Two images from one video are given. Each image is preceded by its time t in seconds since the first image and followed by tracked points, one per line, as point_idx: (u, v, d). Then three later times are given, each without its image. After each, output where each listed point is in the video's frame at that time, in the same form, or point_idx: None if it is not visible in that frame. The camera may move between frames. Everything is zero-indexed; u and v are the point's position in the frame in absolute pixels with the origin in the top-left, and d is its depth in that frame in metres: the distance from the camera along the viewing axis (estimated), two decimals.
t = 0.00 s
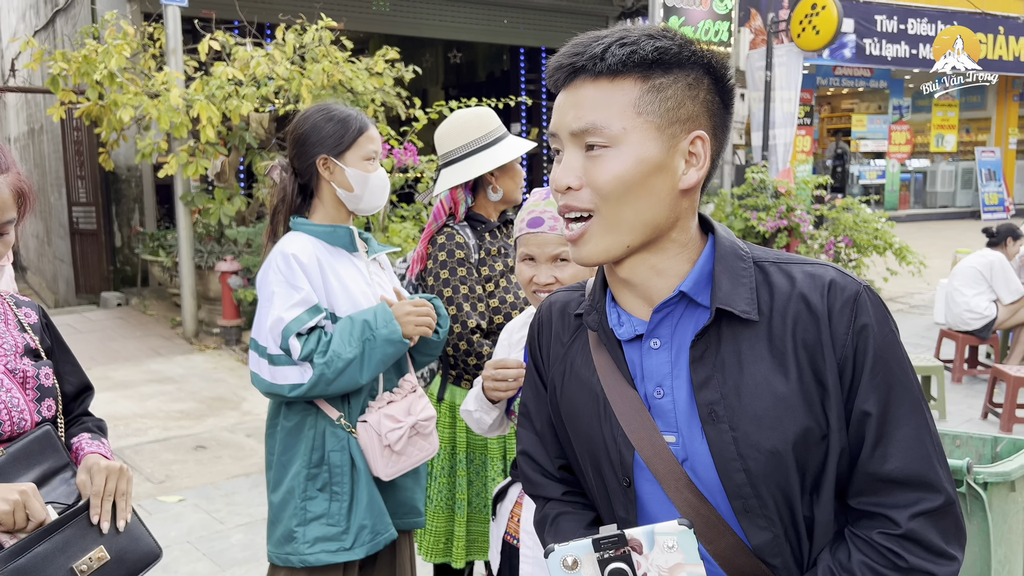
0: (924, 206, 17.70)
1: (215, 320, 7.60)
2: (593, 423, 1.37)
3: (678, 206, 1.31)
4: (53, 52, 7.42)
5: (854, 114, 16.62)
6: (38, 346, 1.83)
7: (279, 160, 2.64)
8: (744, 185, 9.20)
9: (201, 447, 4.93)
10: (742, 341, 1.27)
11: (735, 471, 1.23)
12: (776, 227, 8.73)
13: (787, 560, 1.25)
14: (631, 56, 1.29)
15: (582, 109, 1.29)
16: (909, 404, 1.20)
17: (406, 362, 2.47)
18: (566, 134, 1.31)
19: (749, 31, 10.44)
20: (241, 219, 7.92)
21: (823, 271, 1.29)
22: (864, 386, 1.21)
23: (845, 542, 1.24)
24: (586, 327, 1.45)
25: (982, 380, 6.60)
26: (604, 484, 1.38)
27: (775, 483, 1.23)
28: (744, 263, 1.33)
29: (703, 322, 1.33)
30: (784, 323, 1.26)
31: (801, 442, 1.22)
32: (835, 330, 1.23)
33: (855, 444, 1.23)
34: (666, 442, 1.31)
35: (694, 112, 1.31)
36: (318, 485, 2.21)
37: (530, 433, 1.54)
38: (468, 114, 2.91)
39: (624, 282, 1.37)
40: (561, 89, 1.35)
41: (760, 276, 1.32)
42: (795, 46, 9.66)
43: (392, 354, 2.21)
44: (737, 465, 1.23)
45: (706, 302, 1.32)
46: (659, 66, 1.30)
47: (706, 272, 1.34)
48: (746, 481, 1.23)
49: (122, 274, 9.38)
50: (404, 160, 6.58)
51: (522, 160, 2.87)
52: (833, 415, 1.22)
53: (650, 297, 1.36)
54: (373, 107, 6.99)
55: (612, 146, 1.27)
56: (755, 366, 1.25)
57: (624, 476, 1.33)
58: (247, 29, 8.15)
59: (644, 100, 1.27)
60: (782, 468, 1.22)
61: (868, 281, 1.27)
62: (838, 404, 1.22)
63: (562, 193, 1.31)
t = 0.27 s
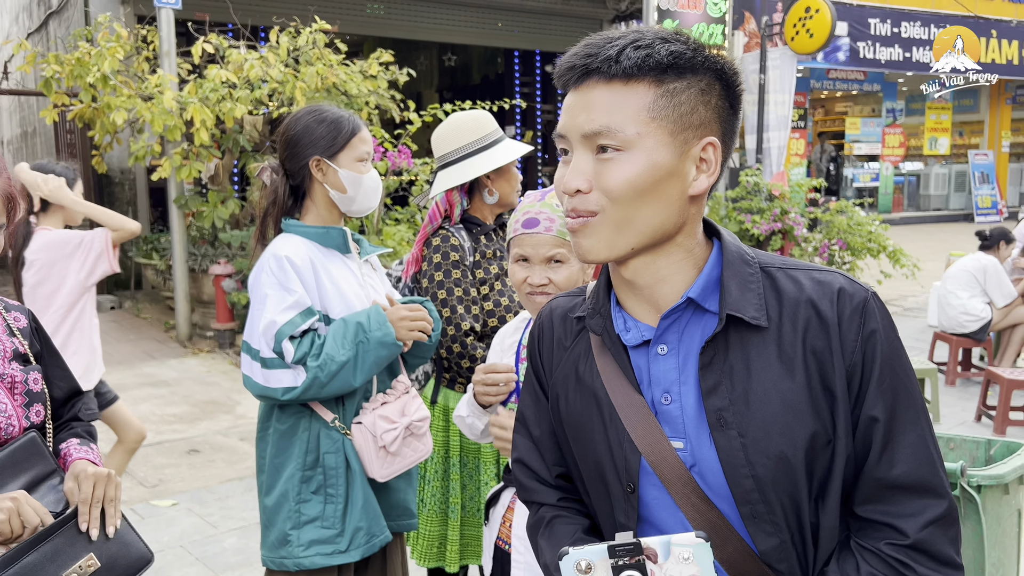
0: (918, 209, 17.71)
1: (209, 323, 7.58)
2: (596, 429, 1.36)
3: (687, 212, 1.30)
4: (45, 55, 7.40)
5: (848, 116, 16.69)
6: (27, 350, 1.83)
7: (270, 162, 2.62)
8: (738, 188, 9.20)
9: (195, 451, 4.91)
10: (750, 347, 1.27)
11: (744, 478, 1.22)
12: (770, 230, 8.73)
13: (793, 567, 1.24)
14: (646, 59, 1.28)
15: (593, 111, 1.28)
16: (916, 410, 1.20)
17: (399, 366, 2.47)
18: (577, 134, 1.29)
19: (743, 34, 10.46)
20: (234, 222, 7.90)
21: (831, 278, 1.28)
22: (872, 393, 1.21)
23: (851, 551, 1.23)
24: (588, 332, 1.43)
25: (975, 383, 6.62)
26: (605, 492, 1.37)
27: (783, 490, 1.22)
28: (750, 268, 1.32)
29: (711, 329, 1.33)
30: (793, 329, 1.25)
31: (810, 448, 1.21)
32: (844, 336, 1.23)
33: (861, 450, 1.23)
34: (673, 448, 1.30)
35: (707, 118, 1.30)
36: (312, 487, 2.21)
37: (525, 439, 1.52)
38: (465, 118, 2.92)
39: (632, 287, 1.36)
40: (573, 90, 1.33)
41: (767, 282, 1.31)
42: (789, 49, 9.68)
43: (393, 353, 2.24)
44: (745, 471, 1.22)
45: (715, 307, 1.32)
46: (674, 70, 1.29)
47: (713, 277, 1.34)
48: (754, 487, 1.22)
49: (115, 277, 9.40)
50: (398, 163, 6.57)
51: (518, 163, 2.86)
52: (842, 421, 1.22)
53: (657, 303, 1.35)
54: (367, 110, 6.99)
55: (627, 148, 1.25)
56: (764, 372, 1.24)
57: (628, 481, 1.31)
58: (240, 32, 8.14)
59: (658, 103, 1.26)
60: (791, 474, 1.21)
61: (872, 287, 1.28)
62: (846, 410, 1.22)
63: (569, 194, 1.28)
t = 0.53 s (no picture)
0: (911, 210, 17.80)
1: (203, 323, 7.57)
2: (596, 428, 1.36)
3: (695, 213, 1.30)
4: (39, 54, 7.38)
5: (843, 118, 16.72)
6: (16, 352, 1.82)
7: (257, 163, 2.58)
8: (733, 189, 9.20)
9: (189, 451, 4.90)
10: (751, 349, 1.27)
11: (743, 480, 1.22)
12: (765, 231, 8.73)
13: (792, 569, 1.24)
14: (665, 60, 1.27)
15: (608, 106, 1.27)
16: (917, 414, 1.20)
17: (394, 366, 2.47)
18: (592, 132, 1.28)
19: (738, 35, 10.48)
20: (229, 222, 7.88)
21: (835, 280, 1.28)
22: (872, 396, 1.20)
23: (852, 556, 1.22)
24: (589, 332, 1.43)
25: (969, 384, 6.64)
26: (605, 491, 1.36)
27: (783, 490, 1.21)
28: (751, 269, 1.32)
29: (711, 330, 1.32)
30: (794, 331, 1.25)
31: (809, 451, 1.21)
32: (843, 338, 1.23)
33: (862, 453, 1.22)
34: (673, 448, 1.29)
35: (720, 122, 1.30)
36: (311, 490, 2.20)
37: (525, 438, 1.51)
38: (461, 117, 2.93)
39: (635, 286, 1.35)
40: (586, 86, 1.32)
41: (769, 284, 1.31)
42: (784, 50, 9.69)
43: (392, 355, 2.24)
44: (744, 472, 1.22)
45: (715, 308, 1.32)
46: (690, 73, 1.28)
47: (714, 279, 1.34)
48: (753, 488, 1.22)
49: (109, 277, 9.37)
50: (393, 163, 6.57)
51: (513, 163, 2.85)
52: (842, 423, 1.22)
53: (659, 303, 1.35)
54: (362, 110, 6.98)
55: (641, 148, 1.25)
56: (763, 373, 1.24)
57: (626, 481, 1.31)
58: (235, 32, 8.12)
59: (674, 104, 1.25)
60: (789, 475, 1.21)
61: (874, 290, 1.28)
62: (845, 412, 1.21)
63: (579, 192, 1.28)
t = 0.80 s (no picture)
0: (905, 210, 17.86)
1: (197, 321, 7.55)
2: (594, 425, 1.35)
3: (702, 211, 1.30)
4: (32, 50, 7.35)
5: (837, 117, 16.73)
6: (6, 349, 1.82)
7: (251, 158, 2.59)
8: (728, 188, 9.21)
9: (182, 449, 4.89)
10: (752, 349, 1.26)
11: (743, 480, 1.22)
12: (759, 229, 8.74)
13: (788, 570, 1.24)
14: (686, 53, 1.26)
15: (627, 94, 1.26)
16: (921, 418, 1.19)
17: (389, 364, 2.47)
18: (607, 121, 1.27)
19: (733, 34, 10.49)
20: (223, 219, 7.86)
21: (841, 283, 1.27)
22: (875, 399, 1.20)
23: (853, 557, 1.22)
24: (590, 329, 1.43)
25: (962, 382, 6.65)
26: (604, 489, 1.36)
27: (781, 491, 1.21)
28: (755, 269, 1.32)
29: (713, 328, 1.32)
30: (797, 333, 1.25)
31: (809, 452, 1.21)
32: (847, 341, 1.22)
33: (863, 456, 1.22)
34: (671, 447, 1.29)
35: (733, 121, 1.30)
36: (304, 487, 2.20)
37: (527, 434, 1.51)
38: (456, 116, 2.93)
39: (639, 281, 1.35)
40: (600, 75, 1.31)
41: (772, 284, 1.31)
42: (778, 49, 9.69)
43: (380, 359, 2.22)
44: (743, 472, 1.22)
45: (718, 307, 1.32)
46: (709, 68, 1.28)
47: (717, 278, 1.34)
48: (751, 488, 1.22)
49: (102, 275, 9.33)
50: (387, 161, 6.56)
51: (508, 160, 2.85)
52: (843, 425, 1.21)
53: (663, 301, 1.35)
54: (356, 108, 6.96)
55: (654, 140, 1.24)
56: (764, 372, 1.24)
57: (625, 479, 1.31)
58: (229, 28, 8.09)
59: (691, 98, 1.25)
60: (789, 476, 1.21)
61: (880, 293, 1.27)
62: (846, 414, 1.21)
63: (591, 178, 1.26)
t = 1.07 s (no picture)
0: (898, 207, 17.90)
1: (189, 315, 7.52)
2: (595, 425, 1.33)
3: (704, 204, 1.29)
4: (23, 42, 7.30)
5: (831, 114, 16.75)
6: None
7: (239, 153, 2.52)
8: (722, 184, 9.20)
9: (174, 444, 4.87)
10: (755, 346, 1.25)
11: (749, 478, 1.21)
12: (753, 226, 8.73)
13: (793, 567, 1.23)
14: (689, 44, 1.25)
15: (631, 83, 1.25)
16: (926, 410, 1.20)
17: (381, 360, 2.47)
18: (612, 112, 1.26)
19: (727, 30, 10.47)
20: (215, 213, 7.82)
21: (841, 276, 1.27)
22: (881, 394, 1.19)
23: (857, 547, 1.22)
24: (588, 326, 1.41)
25: (954, 379, 6.67)
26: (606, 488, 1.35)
27: (788, 488, 1.20)
28: (755, 263, 1.31)
29: (715, 325, 1.31)
30: (801, 328, 1.24)
31: (815, 447, 1.20)
32: (852, 334, 1.22)
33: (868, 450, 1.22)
34: (675, 445, 1.28)
35: (736, 113, 1.29)
36: (315, 482, 2.21)
37: (523, 433, 1.50)
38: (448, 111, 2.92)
39: (639, 277, 1.34)
40: (602, 67, 1.29)
41: (773, 279, 1.30)
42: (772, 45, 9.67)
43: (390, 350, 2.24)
44: (749, 470, 1.21)
45: (720, 303, 1.30)
46: (712, 60, 1.27)
47: (718, 275, 1.33)
48: (757, 485, 1.20)
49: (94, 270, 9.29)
50: (381, 156, 6.53)
51: (501, 154, 2.83)
52: (849, 420, 1.21)
53: (664, 297, 1.33)
54: (350, 102, 6.94)
55: (659, 131, 1.23)
56: (769, 369, 1.23)
57: (628, 478, 1.29)
58: (222, 22, 8.06)
59: (695, 89, 1.24)
60: (796, 472, 1.20)
61: (880, 286, 1.27)
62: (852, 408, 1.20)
63: (595, 169, 1.24)
